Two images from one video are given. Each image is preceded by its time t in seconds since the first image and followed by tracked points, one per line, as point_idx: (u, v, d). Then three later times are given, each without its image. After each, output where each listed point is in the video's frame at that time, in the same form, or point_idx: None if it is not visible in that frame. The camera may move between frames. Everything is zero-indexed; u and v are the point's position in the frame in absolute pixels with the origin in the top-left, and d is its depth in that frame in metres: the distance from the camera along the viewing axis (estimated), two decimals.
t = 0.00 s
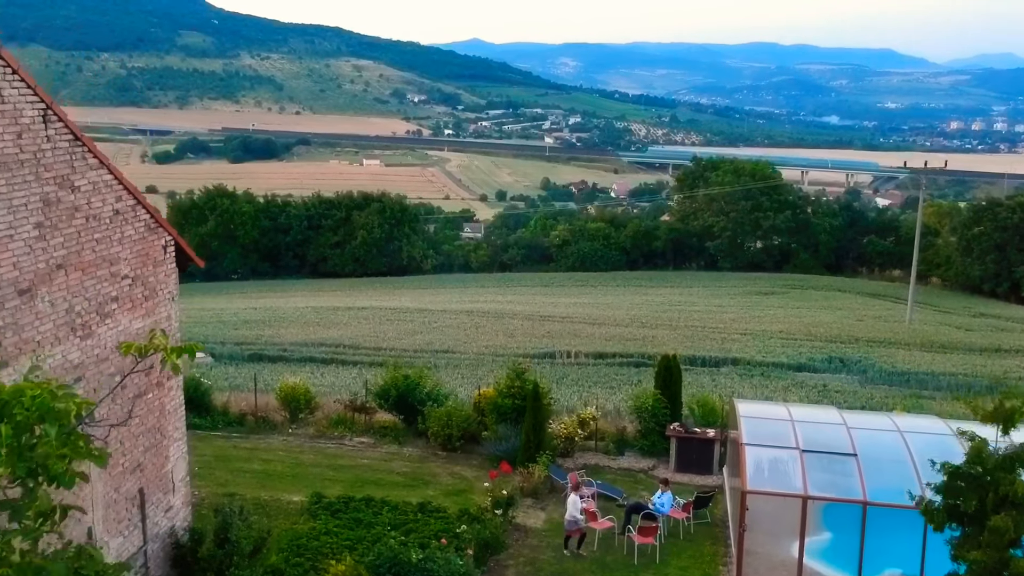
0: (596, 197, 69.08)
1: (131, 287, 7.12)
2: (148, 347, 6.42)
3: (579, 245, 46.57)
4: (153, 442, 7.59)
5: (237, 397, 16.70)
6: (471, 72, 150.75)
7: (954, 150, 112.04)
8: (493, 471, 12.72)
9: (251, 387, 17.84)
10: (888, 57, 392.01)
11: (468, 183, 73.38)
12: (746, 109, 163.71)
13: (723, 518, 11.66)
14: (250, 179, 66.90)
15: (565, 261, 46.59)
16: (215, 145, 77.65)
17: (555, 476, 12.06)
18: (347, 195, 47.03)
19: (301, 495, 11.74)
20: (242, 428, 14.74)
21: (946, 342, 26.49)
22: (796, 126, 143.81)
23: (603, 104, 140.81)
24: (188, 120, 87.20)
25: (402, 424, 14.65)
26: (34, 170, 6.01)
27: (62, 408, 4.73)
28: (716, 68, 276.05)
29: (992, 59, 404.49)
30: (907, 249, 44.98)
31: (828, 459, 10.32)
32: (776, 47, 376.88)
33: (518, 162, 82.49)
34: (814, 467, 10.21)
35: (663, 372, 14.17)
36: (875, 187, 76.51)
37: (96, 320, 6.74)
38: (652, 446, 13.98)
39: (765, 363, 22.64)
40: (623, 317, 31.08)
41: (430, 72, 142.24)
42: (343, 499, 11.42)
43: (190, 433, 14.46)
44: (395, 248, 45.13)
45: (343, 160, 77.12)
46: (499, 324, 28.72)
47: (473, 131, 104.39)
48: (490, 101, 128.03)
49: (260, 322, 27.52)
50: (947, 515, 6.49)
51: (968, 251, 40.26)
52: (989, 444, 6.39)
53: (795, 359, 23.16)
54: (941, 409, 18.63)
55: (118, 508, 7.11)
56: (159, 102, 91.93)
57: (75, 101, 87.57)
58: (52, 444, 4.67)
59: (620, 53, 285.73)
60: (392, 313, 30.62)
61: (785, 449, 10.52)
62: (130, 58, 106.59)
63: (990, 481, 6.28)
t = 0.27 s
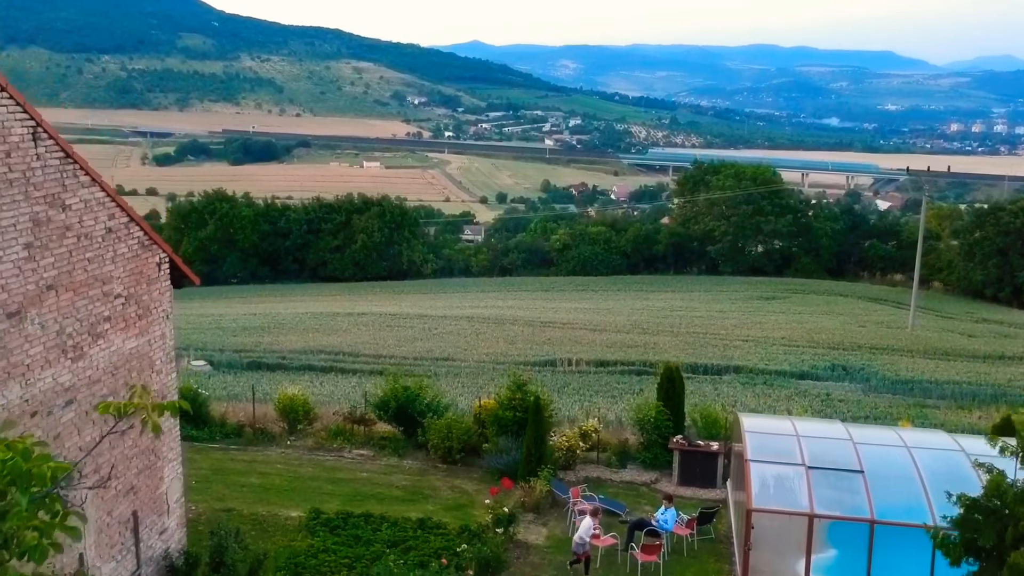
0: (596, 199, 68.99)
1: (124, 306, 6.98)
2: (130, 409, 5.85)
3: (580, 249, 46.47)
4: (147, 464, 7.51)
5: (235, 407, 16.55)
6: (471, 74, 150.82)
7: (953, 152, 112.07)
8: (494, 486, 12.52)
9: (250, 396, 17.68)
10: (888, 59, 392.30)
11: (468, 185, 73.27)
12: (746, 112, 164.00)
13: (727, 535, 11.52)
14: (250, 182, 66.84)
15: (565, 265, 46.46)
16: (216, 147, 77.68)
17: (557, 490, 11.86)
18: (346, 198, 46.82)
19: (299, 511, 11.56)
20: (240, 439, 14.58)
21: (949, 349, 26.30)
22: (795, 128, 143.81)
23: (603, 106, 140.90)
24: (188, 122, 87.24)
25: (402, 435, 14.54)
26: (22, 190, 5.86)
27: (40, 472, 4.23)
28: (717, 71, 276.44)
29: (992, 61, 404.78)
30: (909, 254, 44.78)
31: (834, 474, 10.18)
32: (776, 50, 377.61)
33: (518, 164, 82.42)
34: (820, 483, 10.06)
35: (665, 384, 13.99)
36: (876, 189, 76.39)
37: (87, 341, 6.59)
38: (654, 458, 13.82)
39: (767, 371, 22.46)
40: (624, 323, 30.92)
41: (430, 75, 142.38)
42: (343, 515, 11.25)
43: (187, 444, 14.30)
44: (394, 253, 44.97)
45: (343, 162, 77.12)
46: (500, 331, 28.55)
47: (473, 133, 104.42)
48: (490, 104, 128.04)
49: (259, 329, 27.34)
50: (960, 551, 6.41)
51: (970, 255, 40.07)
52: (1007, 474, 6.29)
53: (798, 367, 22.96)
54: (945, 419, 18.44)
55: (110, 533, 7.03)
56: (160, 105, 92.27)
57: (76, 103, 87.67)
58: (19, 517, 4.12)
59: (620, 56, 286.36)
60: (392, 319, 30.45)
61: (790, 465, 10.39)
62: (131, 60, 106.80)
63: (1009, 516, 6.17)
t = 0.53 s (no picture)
0: (596, 202, 68.89)
1: (116, 327, 6.92)
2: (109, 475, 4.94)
3: (580, 254, 46.32)
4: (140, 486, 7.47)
5: (232, 418, 16.37)
6: (471, 77, 150.80)
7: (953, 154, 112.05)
8: (496, 502, 12.36)
9: (247, 407, 17.49)
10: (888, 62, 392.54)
11: (468, 188, 73.15)
12: (746, 114, 164.03)
13: (730, 551, 11.36)
14: (250, 184, 66.69)
15: (566, 270, 46.33)
16: (215, 150, 77.55)
17: (557, 507, 11.73)
18: (346, 203, 46.63)
19: (297, 527, 11.39)
20: (238, 452, 14.42)
21: (952, 356, 26.12)
22: (795, 131, 143.86)
23: (603, 109, 140.94)
24: (188, 124, 87.16)
25: (401, 448, 14.40)
26: (11, 210, 5.77)
27: None
28: (716, 74, 276.80)
29: (991, 64, 405.16)
30: (911, 258, 44.60)
31: (841, 493, 10.02)
32: (776, 52, 377.87)
33: (518, 166, 82.33)
34: (826, 502, 9.90)
35: (668, 396, 13.86)
36: (876, 192, 76.22)
37: (79, 364, 6.55)
38: (657, 472, 13.65)
39: (770, 379, 22.27)
40: (625, 330, 30.77)
41: (430, 77, 142.45)
42: (341, 531, 11.08)
43: (183, 457, 14.12)
44: (394, 258, 44.70)
45: (343, 165, 77.06)
46: (500, 338, 28.37)
47: (473, 136, 104.40)
48: (490, 106, 127.98)
49: (258, 335, 27.17)
50: None
51: (972, 260, 39.90)
52: None
53: (801, 375, 22.78)
54: (949, 429, 18.24)
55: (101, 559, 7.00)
56: (160, 107, 92.33)
57: (76, 106, 87.64)
58: None
59: (620, 58, 286.75)
60: (391, 326, 30.26)
61: (796, 482, 10.23)
62: (131, 63, 106.98)
63: None
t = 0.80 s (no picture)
0: (597, 205, 68.75)
1: (108, 350, 7.16)
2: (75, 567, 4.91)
3: (581, 259, 46.18)
4: (132, 510, 7.63)
5: (229, 431, 16.18)
6: (471, 80, 150.75)
7: (953, 158, 111.93)
8: (497, 520, 12.19)
9: (245, 418, 17.30)
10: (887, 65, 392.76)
11: (468, 191, 73.00)
12: (746, 118, 164.05)
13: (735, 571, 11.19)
14: (249, 188, 66.57)
15: (566, 275, 46.19)
16: (215, 153, 77.44)
17: (559, 525, 11.58)
18: (346, 208, 46.42)
19: (295, 545, 11.25)
20: (235, 466, 14.25)
21: (954, 365, 25.97)
22: (795, 134, 143.84)
23: (603, 112, 140.97)
24: (189, 128, 87.13)
25: (401, 462, 14.26)
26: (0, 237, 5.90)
27: None
28: (716, 77, 277.00)
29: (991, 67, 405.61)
30: (912, 264, 44.43)
31: (847, 514, 9.85)
32: (776, 56, 378.11)
33: (518, 170, 82.21)
34: (833, 523, 9.73)
35: (671, 410, 13.71)
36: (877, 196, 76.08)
37: (69, 390, 6.76)
38: (659, 487, 13.49)
39: (773, 389, 22.10)
40: (626, 338, 30.58)
41: (430, 81, 142.51)
42: (338, 549, 10.95)
43: (180, 471, 13.95)
44: (394, 263, 44.46)
45: (343, 169, 76.95)
46: (501, 346, 28.15)
47: (473, 139, 104.37)
48: (490, 110, 127.92)
49: (256, 343, 26.96)
50: None
51: (974, 266, 39.72)
52: None
53: (803, 385, 22.60)
54: (954, 441, 18.05)
55: None
56: (160, 110, 92.30)
57: (76, 109, 87.64)
58: None
59: (620, 62, 287.03)
60: (390, 334, 30.06)
61: (802, 502, 10.06)
62: (131, 67, 107.08)
63: None
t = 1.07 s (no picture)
0: (597, 209, 68.62)
1: (98, 376, 7.61)
2: None
3: (581, 265, 46.04)
4: (124, 535, 8.06)
5: (227, 444, 15.99)
6: (471, 84, 150.69)
7: (953, 161, 111.85)
8: (498, 539, 12.01)
9: (243, 431, 17.12)
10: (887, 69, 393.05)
11: (469, 195, 72.81)
12: (746, 121, 163.98)
13: None
14: (250, 191, 66.44)
15: (567, 281, 46.07)
16: (215, 157, 77.33)
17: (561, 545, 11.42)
18: (346, 213, 46.19)
19: (293, 565, 11.09)
20: (232, 482, 14.07)
21: (958, 374, 25.79)
22: (796, 137, 143.77)
23: (603, 115, 140.96)
24: (189, 131, 87.03)
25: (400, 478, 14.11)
26: None
27: None
28: (716, 81, 277.07)
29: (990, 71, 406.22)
30: (914, 270, 44.22)
31: (855, 535, 9.67)
32: (775, 59, 378.37)
33: (518, 174, 82.07)
34: (840, 545, 9.56)
35: (674, 425, 13.55)
36: (878, 200, 75.92)
37: (59, 418, 7.20)
38: (663, 503, 13.30)
39: (775, 400, 21.94)
40: (627, 346, 30.39)
41: (431, 84, 142.53)
42: (337, 568, 10.79)
43: (177, 487, 13.79)
44: (394, 269, 44.25)
45: (343, 173, 76.83)
46: (501, 355, 27.96)
47: (473, 142, 104.26)
48: (490, 113, 127.86)
49: (255, 352, 26.73)
50: None
51: (976, 273, 39.55)
52: None
53: (807, 396, 22.42)
54: (958, 453, 17.88)
55: None
56: (160, 114, 92.25)
57: (76, 112, 87.56)
58: None
59: (620, 65, 287.24)
60: (390, 342, 29.86)
61: (809, 524, 9.88)
62: (132, 70, 107.06)
63: None
